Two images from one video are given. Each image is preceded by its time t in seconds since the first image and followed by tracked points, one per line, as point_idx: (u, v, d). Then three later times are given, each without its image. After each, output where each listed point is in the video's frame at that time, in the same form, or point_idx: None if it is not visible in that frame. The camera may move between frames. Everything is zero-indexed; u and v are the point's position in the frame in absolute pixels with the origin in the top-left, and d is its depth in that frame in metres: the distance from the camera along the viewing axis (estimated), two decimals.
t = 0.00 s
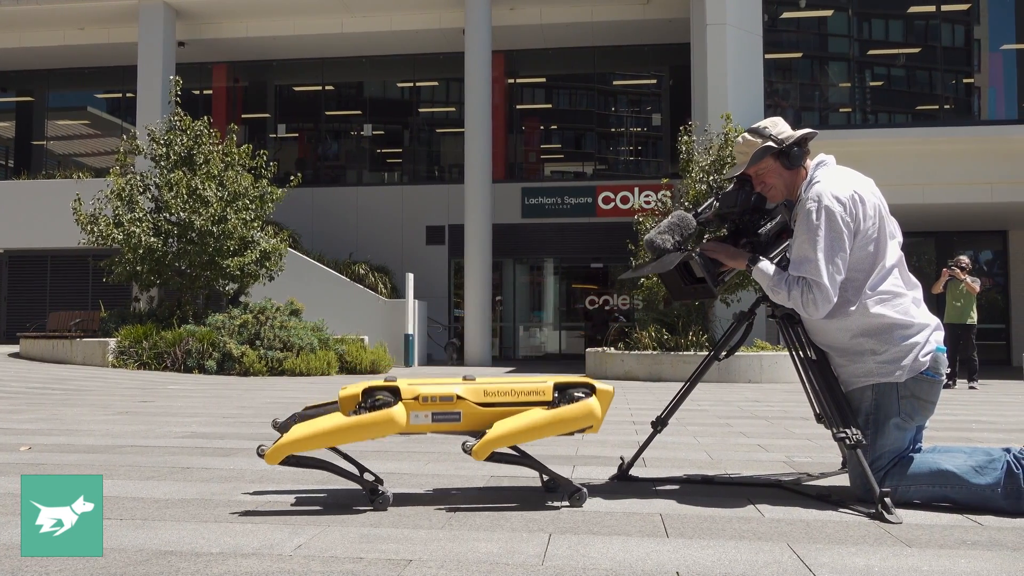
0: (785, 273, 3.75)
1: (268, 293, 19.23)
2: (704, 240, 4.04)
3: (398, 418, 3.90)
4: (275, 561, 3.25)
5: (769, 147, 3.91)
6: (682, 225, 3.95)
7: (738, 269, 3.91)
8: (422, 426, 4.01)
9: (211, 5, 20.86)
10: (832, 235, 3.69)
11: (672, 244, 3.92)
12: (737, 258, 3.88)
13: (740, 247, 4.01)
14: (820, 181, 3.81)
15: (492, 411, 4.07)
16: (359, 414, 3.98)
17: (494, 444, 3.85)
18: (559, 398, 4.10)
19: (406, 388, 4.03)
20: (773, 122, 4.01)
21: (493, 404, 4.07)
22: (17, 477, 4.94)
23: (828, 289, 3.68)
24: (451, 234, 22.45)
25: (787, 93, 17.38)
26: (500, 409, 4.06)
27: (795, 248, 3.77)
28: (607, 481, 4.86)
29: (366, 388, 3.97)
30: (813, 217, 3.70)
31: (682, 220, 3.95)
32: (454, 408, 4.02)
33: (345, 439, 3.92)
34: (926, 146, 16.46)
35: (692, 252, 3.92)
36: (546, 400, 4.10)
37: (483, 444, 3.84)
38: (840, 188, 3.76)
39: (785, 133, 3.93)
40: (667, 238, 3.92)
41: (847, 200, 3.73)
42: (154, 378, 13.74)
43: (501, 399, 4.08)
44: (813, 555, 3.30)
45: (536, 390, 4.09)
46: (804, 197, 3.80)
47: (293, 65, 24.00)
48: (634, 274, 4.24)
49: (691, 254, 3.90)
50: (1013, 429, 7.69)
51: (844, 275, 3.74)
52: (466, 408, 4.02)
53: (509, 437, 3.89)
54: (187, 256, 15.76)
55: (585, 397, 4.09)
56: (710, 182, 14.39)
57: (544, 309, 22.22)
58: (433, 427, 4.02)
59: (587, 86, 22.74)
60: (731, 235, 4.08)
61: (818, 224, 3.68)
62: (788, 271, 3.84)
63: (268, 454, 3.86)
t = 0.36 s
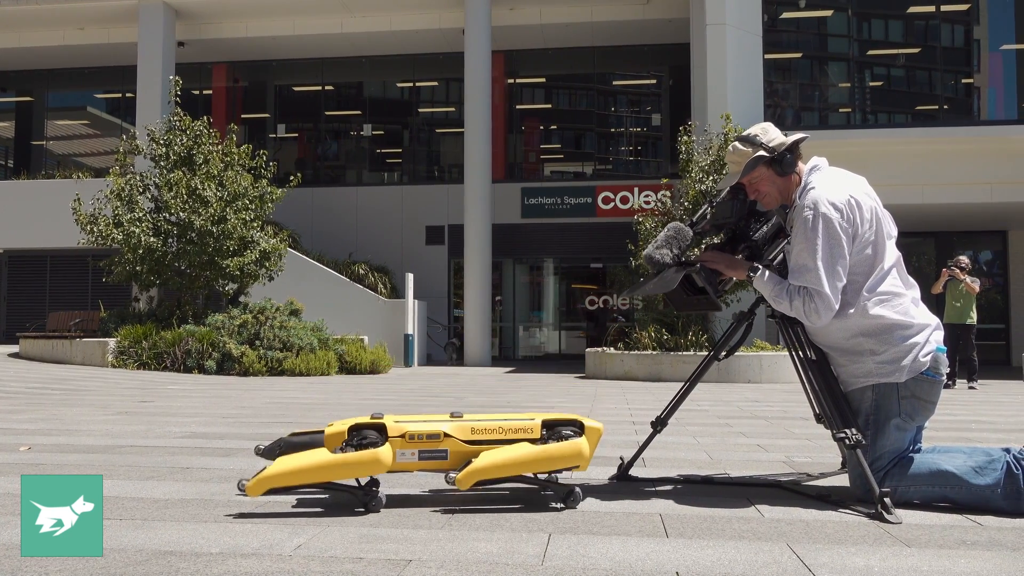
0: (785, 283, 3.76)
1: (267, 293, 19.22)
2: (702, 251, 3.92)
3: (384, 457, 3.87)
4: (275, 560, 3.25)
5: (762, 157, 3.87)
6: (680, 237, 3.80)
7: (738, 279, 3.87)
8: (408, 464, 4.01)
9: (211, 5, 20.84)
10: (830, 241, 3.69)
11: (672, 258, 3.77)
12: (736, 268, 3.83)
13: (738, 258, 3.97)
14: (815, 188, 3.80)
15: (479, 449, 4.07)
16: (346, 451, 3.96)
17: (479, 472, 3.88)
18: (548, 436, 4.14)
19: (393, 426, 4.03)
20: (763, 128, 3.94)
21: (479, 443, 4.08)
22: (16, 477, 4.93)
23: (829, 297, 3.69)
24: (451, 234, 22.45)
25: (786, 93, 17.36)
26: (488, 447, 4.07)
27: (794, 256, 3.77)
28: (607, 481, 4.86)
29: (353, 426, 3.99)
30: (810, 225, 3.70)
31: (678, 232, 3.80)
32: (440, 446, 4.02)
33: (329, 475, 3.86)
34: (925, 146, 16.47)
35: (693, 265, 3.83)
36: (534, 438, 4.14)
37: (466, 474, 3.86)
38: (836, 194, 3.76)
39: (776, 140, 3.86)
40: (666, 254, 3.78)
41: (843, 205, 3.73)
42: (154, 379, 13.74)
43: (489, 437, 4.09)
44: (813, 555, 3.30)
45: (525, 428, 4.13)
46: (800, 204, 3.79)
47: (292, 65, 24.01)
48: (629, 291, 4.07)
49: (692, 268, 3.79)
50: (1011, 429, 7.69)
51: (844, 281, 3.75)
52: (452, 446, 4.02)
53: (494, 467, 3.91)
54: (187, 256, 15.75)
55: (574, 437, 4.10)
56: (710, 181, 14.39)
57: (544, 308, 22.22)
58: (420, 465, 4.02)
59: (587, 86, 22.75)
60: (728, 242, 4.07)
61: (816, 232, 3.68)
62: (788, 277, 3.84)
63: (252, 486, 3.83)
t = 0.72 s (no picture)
0: (785, 285, 3.76)
1: (268, 293, 19.21)
2: (700, 255, 3.88)
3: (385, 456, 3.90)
4: (275, 560, 3.25)
5: (758, 159, 3.86)
6: (679, 242, 3.79)
7: (738, 283, 3.84)
8: (409, 470, 3.99)
9: (210, 5, 20.84)
10: (828, 243, 3.70)
11: (671, 263, 3.76)
12: (737, 272, 3.80)
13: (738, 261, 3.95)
14: (812, 189, 3.81)
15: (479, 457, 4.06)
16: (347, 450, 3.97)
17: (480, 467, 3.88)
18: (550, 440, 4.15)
19: (394, 432, 4.01)
20: (759, 131, 3.95)
21: (480, 450, 4.08)
22: (17, 477, 4.93)
23: (828, 299, 3.69)
24: (451, 234, 22.45)
25: (786, 93, 17.35)
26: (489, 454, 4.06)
27: (793, 258, 3.77)
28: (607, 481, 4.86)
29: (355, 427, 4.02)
30: (807, 228, 3.70)
31: (678, 236, 3.79)
32: (440, 452, 4.01)
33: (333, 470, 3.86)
34: (925, 146, 16.47)
35: (692, 270, 3.80)
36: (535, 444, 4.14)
37: (467, 469, 3.85)
38: (833, 196, 3.75)
39: (772, 142, 3.87)
40: (665, 259, 3.76)
41: (841, 206, 3.73)
42: (154, 378, 13.75)
43: (489, 444, 4.09)
44: (812, 555, 3.30)
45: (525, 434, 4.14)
46: (797, 206, 3.79)
47: (292, 65, 24.01)
48: (631, 296, 4.05)
49: (690, 274, 3.78)
50: (1011, 429, 7.69)
51: (844, 281, 3.75)
52: (452, 453, 4.00)
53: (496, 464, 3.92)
54: (187, 256, 15.75)
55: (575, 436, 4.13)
56: (710, 181, 14.39)
57: (544, 308, 22.23)
58: (420, 471, 4.00)
59: (587, 86, 22.75)
60: (727, 245, 4.06)
61: (813, 234, 3.68)
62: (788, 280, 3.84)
63: (252, 477, 3.74)
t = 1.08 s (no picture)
0: (786, 286, 3.77)
1: (268, 293, 19.20)
2: (701, 256, 3.87)
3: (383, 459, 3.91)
4: (275, 561, 3.25)
5: (758, 159, 3.86)
6: (678, 242, 3.78)
7: (738, 283, 3.83)
8: (407, 483, 4.00)
9: (211, 5, 20.85)
10: (828, 243, 3.69)
11: (671, 263, 3.75)
12: (737, 272, 3.79)
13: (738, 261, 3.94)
14: (811, 189, 3.81)
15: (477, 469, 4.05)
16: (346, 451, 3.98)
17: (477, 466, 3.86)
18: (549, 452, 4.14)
19: (392, 444, 4.02)
20: (759, 131, 3.96)
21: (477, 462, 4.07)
22: (17, 477, 4.93)
23: (829, 300, 3.69)
24: (451, 234, 22.46)
25: (787, 93, 17.34)
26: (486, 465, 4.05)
27: (792, 259, 3.77)
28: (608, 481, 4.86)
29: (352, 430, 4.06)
30: (806, 228, 3.69)
31: (678, 237, 3.77)
32: (438, 465, 4.01)
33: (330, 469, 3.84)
34: (925, 146, 16.48)
35: (692, 270, 3.79)
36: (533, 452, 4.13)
37: (467, 468, 3.83)
38: (832, 196, 3.75)
39: (772, 142, 3.87)
40: (664, 259, 3.75)
41: (840, 207, 3.73)
42: (155, 379, 13.76)
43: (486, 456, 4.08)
44: (812, 555, 3.30)
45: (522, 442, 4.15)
46: (796, 207, 3.78)
47: (293, 65, 24.02)
48: (631, 298, 4.05)
49: (691, 274, 3.76)
50: (1011, 429, 7.69)
51: (844, 282, 3.75)
52: (451, 465, 4.00)
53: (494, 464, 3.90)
54: (187, 256, 15.75)
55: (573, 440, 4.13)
56: (710, 181, 14.39)
57: (544, 308, 22.23)
58: (418, 484, 4.01)
59: (587, 86, 22.76)
60: (728, 245, 4.06)
61: (812, 235, 3.68)
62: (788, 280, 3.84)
63: (247, 479, 3.72)
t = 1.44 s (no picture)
0: (786, 286, 3.76)
1: (268, 293, 19.21)
2: (702, 256, 3.87)
3: (381, 461, 3.92)
4: (276, 561, 3.25)
5: (758, 159, 3.86)
6: (679, 243, 3.78)
7: (739, 284, 3.83)
8: (405, 492, 4.03)
9: (211, 5, 20.84)
10: (828, 243, 3.69)
11: (671, 264, 3.75)
12: (738, 272, 3.79)
13: (739, 261, 3.94)
14: (811, 190, 3.81)
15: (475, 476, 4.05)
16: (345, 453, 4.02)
17: (476, 467, 3.85)
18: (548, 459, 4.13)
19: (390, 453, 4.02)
20: (759, 132, 3.96)
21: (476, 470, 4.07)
22: (17, 477, 4.93)
23: (829, 300, 3.69)
24: (451, 234, 22.45)
25: (787, 93, 17.33)
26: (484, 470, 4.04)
27: (792, 259, 3.77)
28: (609, 482, 4.85)
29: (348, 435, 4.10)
30: (807, 228, 3.69)
31: (678, 237, 3.77)
32: (436, 473, 4.03)
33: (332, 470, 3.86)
34: (926, 146, 16.47)
35: (692, 270, 3.79)
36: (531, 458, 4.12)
37: (464, 468, 3.83)
38: (834, 196, 3.75)
39: (772, 142, 3.87)
40: (665, 259, 3.75)
41: (841, 207, 3.73)
42: (155, 379, 13.76)
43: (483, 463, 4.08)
44: (813, 556, 3.30)
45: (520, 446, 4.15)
46: (797, 207, 3.78)
47: (293, 66, 24.02)
48: (632, 299, 4.04)
49: (691, 273, 3.76)
50: (1011, 429, 7.69)
51: (845, 282, 3.75)
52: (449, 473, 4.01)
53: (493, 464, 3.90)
54: (187, 256, 15.75)
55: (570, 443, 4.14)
56: (710, 181, 14.39)
57: (545, 308, 22.23)
58: (416, 492, 4.05)
59: (587, 86, 22.76)
60: (728, 246, 4.02)
61: (813, 235, 3.68)
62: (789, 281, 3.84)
63: (245, 479, 3.72)
